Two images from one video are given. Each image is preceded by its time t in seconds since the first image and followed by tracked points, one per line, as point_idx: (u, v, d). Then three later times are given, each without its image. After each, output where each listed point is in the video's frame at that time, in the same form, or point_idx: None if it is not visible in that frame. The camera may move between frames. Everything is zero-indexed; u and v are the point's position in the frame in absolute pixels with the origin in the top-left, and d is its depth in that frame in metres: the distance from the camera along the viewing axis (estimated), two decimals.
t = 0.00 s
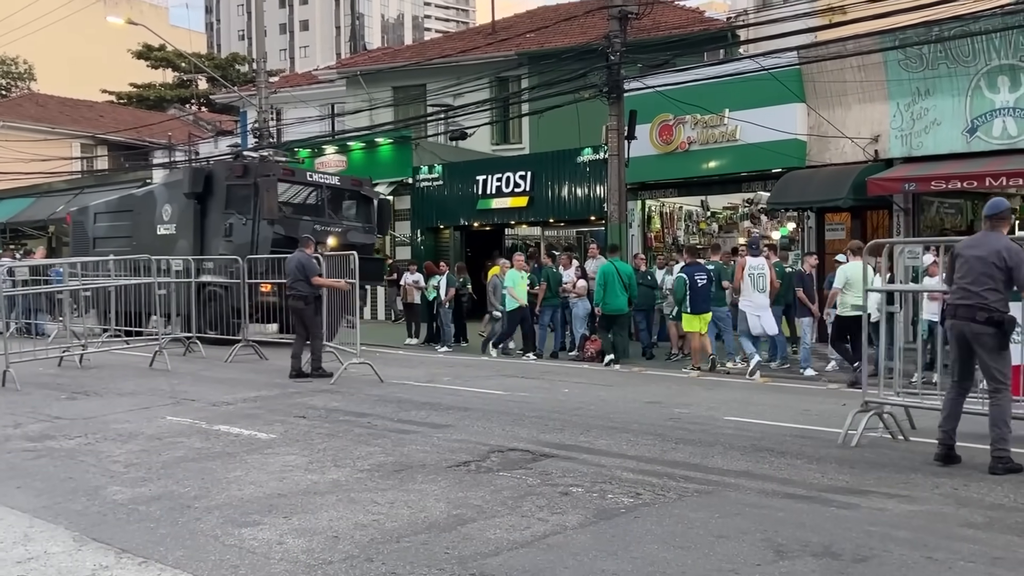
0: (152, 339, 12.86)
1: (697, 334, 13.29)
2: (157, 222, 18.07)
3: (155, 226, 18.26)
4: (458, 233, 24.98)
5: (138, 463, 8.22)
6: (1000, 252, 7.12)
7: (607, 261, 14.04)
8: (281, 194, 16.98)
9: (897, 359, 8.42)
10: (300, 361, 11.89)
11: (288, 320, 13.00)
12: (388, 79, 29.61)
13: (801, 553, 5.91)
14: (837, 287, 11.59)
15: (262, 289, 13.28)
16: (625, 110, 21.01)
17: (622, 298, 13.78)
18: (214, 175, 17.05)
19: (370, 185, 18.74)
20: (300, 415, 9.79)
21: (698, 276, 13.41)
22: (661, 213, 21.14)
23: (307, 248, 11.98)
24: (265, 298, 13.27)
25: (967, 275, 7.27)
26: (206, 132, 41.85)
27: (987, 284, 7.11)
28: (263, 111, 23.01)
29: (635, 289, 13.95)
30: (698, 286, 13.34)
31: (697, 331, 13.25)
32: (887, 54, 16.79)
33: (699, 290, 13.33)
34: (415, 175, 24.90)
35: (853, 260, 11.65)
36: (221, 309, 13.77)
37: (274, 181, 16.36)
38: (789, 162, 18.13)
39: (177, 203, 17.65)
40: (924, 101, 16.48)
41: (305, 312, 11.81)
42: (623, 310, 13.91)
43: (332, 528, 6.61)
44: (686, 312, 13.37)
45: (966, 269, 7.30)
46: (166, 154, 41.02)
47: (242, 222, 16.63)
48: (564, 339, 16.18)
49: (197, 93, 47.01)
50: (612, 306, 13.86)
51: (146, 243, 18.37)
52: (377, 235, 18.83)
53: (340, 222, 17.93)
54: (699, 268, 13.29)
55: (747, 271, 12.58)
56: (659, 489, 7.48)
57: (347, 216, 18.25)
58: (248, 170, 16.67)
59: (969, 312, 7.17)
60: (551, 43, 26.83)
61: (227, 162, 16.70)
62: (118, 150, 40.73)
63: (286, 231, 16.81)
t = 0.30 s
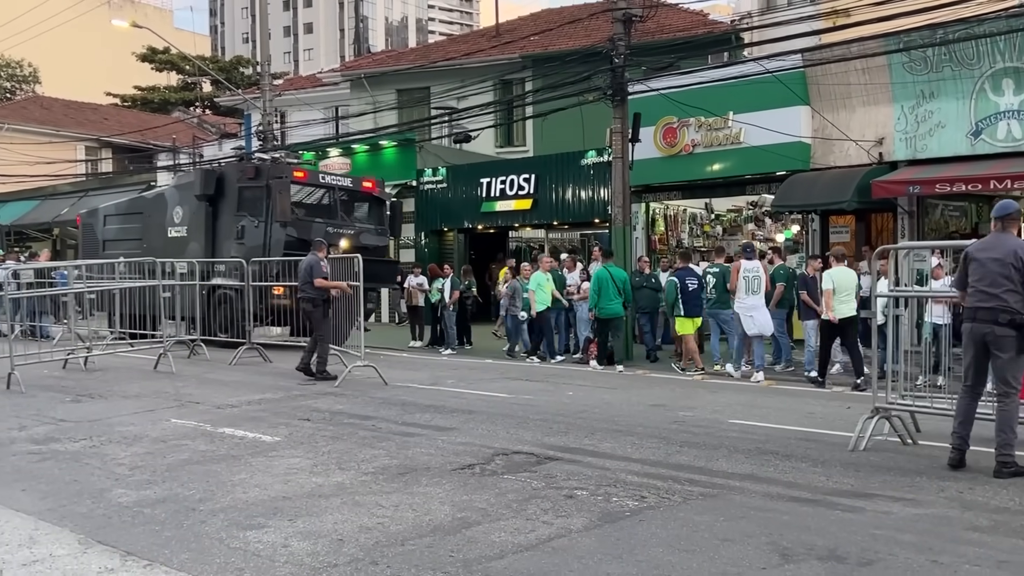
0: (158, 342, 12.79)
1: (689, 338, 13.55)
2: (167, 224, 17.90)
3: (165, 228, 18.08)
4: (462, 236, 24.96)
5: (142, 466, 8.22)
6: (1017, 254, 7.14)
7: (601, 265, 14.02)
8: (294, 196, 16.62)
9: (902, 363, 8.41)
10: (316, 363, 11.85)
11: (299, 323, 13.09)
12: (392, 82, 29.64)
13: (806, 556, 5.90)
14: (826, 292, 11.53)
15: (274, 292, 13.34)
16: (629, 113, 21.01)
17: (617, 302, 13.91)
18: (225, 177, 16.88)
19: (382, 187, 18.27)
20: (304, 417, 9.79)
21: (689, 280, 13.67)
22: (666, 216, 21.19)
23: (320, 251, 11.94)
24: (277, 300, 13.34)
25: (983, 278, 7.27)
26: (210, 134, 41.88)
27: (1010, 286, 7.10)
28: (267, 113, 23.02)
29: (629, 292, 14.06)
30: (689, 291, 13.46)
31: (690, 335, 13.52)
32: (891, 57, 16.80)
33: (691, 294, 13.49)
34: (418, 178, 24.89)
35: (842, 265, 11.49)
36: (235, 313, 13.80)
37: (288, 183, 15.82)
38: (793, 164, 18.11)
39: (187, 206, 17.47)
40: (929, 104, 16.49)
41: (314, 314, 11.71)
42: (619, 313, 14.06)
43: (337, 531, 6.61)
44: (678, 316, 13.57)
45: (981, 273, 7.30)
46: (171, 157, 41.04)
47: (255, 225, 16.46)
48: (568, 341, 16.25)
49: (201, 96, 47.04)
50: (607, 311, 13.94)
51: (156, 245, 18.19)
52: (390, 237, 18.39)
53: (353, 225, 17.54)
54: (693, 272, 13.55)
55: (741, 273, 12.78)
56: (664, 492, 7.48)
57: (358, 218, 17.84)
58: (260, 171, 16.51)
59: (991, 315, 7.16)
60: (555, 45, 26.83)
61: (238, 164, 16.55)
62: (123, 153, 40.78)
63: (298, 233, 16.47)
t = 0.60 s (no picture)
0: (166, 343, 12.84)
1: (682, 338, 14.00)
2: (182, 226, 17.73)
3: (180, 230, 17.91)
4: (470, 238, 24.94)
5: (151, 467, 8.24)
6: None
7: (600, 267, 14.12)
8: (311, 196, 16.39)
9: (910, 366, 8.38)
10: (323, 365, 11.95)
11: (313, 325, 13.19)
12: (400, 84, 29.68)
13: (814, 559, 5.89)
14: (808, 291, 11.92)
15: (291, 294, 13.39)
16: (637, 115, 20.98)
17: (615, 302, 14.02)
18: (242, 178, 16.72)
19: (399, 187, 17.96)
20: (312, 419, 9.81)
21: (688, 281, 13.93)
22: (673, 218, 21.17)
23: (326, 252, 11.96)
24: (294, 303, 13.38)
25: (1002, 283, 7.23)
26: (218, 136, 42.01)
27: None
28: (276, 115, 23.08)
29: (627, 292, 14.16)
30: (687, 291, 13.89)
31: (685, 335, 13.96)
32: (899, 58, 16.77)
33: (688, 294, 13.92)
34: (426, 180, 24.95)
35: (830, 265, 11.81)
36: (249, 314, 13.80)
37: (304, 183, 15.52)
38: (802, 166, 18.06)
39: (203, 207, 17.30)
40: (937, 105, 16.46)
41: (318, 314, 11.70)
42: (616, 313, 14.16)
43: (345, 533, 6.62)
44: (671, 315, 14.01)
45: (1000, 277, 7.26)
46: (180, 158, 41.16)
47: (271, 226, 16.25)
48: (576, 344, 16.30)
49: (210, 98, 47.16)
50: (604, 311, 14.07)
51: (170, 246, 18.04)
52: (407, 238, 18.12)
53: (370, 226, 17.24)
54: (689, 273, 13.93)
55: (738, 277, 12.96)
56: (672, 494, 7.47)
57: (374, 219, 17.51)
58: (277, 173, 16.28)
59: (1016, 319, 7.13)
60: (563, 47, 26.83)
61: (255, 165, 16.35)
62: (132, 154, 40.94)
63: (315, 235, 16.20)
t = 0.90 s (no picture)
0: (179, 345, 12.87)
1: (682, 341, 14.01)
2: (202, 227, 17.39)
3: (199, 231, 17.57)
4: (481, 240, 24.97)
5: (165, 468, 8.26)
6: None
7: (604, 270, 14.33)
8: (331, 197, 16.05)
9: (924, 368, 8.38)
10: (334, 366, 11.97)
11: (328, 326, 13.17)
12: (412, 86, 29.72)
13: (828, 562, 5.87)
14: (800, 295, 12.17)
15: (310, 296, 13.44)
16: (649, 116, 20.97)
17: (616, 305, 14.20)
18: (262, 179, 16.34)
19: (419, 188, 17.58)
20: (325, 420, 9.82)
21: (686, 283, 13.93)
22: (685, 219, 21.05)
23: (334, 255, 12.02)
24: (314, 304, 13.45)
25: (1009, 283, 7.19)
26: (230, 138, 42.07)
27: None
28: (288, 117, 23.14)
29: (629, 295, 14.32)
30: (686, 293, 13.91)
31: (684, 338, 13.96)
32: (913, 60, 16.76)
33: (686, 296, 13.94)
34: (438, 182, 24.99)
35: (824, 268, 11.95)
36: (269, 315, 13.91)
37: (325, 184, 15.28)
38: (814, 168, 18.01)
39: (223, 208, 16.94)
40: (951, 107, 16.42)
41: (326, 316, 11.74)
42: (619, 315, 14.32)
43: (358, 534, 6.62)
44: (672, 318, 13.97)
45: (1007, 277, 7.22)
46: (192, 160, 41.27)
47: (291, 227, 15.94)
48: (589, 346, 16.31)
49: (222, 100, 47.19)
50: (608, 313, 14.27)
51: (189, 248, 17.70)
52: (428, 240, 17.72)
53: (390, 227, 16.81)
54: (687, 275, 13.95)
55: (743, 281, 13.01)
56: (684, 496, 7.46)
57: (394, 220, 17.11)
58: (296, 173, 16.00)
59: (1022, 319, 7.09)
60: (575, 49, 26.81)
61: (275, 166, 16.09)
62: (144, 156, 41.05)
63: (335, 236, 15.85)
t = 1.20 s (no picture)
0: (196, 345, 12.93)
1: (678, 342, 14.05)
2: (224, 228, 17.30)
3: (222, 232, 17.49)
4: (496, 242, 25.00)
5: (182, 468, 8.29)
6: None
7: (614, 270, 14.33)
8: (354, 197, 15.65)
9: (942, 370, 8.33)
10: (336, 367, 11.91)
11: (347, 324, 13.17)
12: (427, 88, 29.77)
13: (845, 564, 5.84)
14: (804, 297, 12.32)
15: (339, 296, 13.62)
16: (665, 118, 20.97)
17: (627, 306, 14.29)
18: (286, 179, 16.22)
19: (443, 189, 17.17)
20: (341, 421, 9.84)
21: (681, 283, 14.10)
22: (701, 221, 21.07)
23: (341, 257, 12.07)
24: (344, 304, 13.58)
25: (1013, 284, 7.21)
26: (246, 140, 42.19)
27: None
28: (303, 119, 23.22)
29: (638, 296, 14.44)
30: (681, 294, 14.01)
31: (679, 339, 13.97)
32: (930, 61, 16.72)
33: (681, 297, 14.03)
34: (454, 183, 25.05)
35: (820, 271, 12.14)
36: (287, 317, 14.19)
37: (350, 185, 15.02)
38: (830, 169, 17.96)
39: (246, 209, 16.84)
40: (969, 108, 16.34)
41: (334, 318, 11.82)
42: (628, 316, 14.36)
43: (374, 535, 6.63)
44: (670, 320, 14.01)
45: (1012, 279, 7.24)
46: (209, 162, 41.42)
47: (315, 229, 15.72)
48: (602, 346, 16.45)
49: (238, 102, 47.22)
50: (617, 315, 14.30)
51: (212, 249, 17.61)
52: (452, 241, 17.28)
53: (414, 228, 16.38)
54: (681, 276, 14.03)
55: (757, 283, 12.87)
56: (701, 498, 7.43)
57: (419, 222, 16.67)
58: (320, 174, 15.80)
59: None
60: (590, 51, 26.78)
61: (298, 167, 15.89)
62: (161, 159, 41.24)
63: (359, 237, 15.46)
